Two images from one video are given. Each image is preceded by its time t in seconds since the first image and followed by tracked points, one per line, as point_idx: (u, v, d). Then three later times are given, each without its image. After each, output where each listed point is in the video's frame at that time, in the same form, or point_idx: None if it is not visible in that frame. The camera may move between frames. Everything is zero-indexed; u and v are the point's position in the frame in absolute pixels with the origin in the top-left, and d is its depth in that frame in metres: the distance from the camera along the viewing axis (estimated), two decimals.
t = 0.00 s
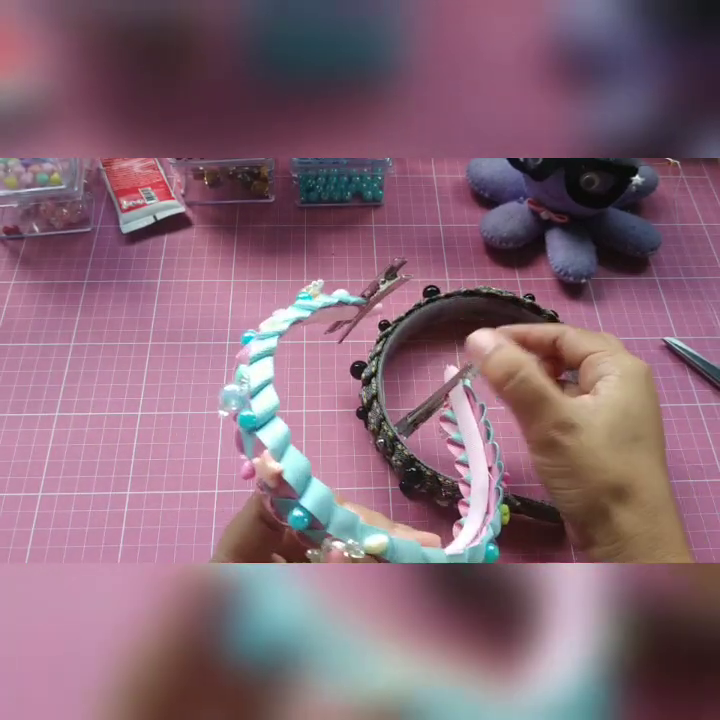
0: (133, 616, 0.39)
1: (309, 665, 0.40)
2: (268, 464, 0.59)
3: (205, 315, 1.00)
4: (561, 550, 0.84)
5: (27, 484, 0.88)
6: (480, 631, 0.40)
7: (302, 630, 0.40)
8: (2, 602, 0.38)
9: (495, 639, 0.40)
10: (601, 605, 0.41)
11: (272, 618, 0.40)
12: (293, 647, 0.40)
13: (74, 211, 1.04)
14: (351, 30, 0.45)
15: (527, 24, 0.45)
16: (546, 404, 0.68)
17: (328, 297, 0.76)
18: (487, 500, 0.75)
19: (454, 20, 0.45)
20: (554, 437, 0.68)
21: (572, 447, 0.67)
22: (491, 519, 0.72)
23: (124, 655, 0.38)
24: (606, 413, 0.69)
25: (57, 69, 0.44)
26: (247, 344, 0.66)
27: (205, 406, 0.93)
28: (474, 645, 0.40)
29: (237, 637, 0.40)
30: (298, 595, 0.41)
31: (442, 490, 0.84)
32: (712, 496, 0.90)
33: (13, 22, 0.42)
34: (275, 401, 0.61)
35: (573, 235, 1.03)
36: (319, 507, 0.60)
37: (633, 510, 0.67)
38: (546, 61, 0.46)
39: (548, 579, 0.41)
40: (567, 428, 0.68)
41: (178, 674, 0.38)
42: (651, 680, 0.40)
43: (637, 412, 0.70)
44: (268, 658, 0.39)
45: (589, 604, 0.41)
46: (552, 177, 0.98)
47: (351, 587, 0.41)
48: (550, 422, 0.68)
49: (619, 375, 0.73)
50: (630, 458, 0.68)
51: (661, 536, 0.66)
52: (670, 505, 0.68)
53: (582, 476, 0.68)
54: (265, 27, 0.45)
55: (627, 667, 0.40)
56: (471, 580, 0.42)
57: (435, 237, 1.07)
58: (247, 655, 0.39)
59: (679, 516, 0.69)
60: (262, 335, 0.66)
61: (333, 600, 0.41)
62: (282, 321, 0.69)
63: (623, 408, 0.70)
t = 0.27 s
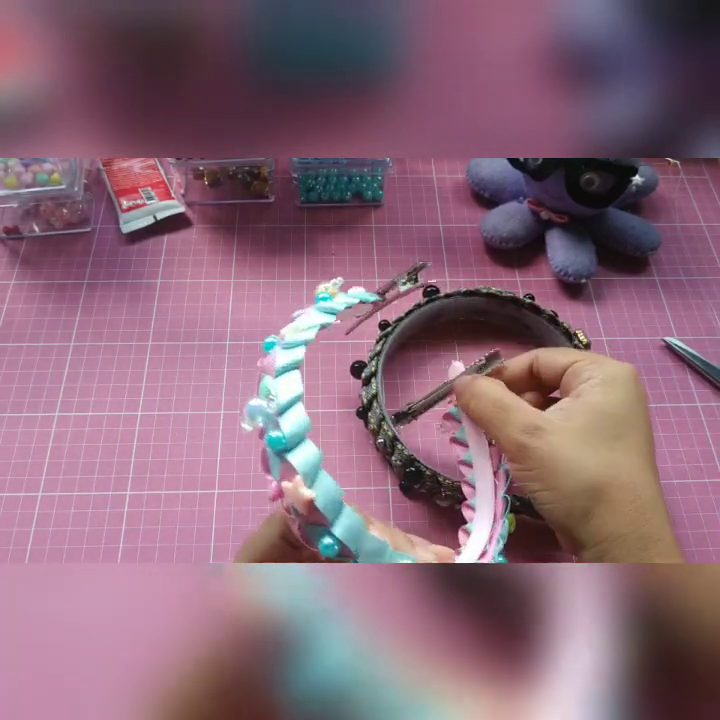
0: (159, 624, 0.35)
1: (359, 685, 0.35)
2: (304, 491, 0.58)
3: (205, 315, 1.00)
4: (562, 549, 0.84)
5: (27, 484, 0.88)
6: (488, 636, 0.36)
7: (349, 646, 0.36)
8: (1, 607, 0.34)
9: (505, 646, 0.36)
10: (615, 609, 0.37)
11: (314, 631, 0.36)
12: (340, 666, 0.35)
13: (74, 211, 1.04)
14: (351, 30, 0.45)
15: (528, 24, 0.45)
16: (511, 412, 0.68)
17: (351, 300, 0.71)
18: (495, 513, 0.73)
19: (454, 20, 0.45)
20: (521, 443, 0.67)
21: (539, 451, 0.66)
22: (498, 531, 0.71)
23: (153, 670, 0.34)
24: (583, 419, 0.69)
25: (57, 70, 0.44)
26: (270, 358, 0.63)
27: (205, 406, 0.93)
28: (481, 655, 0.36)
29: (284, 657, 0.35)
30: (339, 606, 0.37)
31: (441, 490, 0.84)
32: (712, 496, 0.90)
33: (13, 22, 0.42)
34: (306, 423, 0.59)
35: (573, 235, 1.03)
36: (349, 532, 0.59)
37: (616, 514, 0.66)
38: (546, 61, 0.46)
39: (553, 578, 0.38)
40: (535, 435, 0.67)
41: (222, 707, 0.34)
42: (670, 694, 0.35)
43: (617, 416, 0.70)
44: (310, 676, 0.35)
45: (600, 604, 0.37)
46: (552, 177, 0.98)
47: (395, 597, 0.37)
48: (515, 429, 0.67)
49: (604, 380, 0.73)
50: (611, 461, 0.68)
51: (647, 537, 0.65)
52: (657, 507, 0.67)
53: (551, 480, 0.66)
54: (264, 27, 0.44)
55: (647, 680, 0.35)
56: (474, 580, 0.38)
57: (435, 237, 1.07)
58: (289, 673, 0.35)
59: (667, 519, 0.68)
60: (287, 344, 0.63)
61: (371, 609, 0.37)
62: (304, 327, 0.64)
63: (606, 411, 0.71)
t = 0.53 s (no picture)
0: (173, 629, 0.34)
1: None
2: (345, 535, 0.59)
3: (205, 315, 1.00)
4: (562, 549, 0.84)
5: (27, 483, 0.88)
6: (489, 637, 0.36)
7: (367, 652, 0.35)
8: (3, 607, 0.33)
9: (507, 646, 0.35)
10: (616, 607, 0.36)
11: (331, 635, 0.35)
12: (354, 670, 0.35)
13: (74, 211, 1.04)
14: (350, 29, 0.45)
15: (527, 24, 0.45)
16: (519, 411, 0.67)
17: (371, 311, 0.71)
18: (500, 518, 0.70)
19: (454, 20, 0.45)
20: (527, 442, 0.66)
21: (546, 452, 0.65)
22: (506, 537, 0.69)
23: (169, 677, 0.33)
24: (591, 419, 0.69)
25: (56, 70, 0.44)
26: (302, 381, 0.62)
27: (205, 406, 0.93)
28: (481, 657, 0.35)
29: (302, 659, 0.35)
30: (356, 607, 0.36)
31: (441, 490, 0.84)
32: (712, 496, 0.90)
33: (13, 22, 0.42)
34: (346, 463, 0.59)
35: (573, 235, 1.03)
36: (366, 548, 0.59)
37: (618, 516, 0.66)
38: (547, 61, 0.46)
39: (553, 577, 0.37)
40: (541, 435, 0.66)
41: None
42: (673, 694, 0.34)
43: (624, 417, 0.70)
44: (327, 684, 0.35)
45: (602, 601, 0.36)
46: (552, 177, 0.98)
47: (405, 595, 0.37)
48: (522, 429, 0.66)
49: (612, 380, 0.73)
50: (616, 463, 0.67)
51: (647, 538, 0.66)
52: (659, 510, 0.68)
53: (556, 481, 0.65)
54: (264, 27, 0.44)
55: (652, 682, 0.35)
56: (474, 580, 0.37)
57: (435, 237, 1.07)
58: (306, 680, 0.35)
59: (669, 522, 0.68)
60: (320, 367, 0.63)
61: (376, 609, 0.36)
62: (332, 345, 0.64)
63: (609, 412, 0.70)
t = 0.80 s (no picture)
0: (174, 629, 0.34)
1: None
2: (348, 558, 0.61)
3: (205, 315, 1.00)
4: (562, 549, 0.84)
5: (26, 483, 0.88)
6: (496, 634, 0.36)
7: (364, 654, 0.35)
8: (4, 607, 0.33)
9: (513, 642, 0.36)
10: (623, 607, 0.36)
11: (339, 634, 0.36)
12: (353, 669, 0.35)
13: (74, 211, 1.04)
14: (350, 29, 0.45)
15: (527, 24, 0.45)
16: (536, 404, 0.66)
17: (358, 343, 0.70)
18: (523, 534, 0.70)
19: (454, 21, 0.45)
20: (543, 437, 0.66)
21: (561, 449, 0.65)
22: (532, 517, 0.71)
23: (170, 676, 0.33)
24: (605, 418, 0.69)
25: (56, 71, 0.44)
26: (300, 451, 0.59)
27: (205, 406, 0.93)
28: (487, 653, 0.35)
29: (306, 655, 0.35)
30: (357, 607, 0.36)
31: (441, 490, 0.84)
32: (712, 496, 0.90)
33: (14, 21, 0.42)
34: (360, 542, 0.57)
35: (573, 235, 1.03)
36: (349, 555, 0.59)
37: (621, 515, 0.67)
38: (547, 62, 0.46)
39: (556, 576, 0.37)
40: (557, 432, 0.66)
41: None
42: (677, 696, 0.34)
43: (635, 418, 0.70)
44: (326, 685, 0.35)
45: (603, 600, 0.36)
46: (552, 177, 0.98)
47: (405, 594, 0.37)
48: (538, 424, 0.66)
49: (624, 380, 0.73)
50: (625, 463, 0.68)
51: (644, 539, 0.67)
52: (658, 510, 0.69)
53: (568, 478, 0.66)
54: (264, 28, 0.44)
55: (657, 684, 0.35)
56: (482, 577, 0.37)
57: (435, 237, 1.07)
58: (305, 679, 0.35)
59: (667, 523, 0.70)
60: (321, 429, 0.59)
61: (380, 605, 0.36)
62: (324, 404, 0.60)
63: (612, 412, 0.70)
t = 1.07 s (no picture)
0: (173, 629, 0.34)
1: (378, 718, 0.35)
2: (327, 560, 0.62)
3: (205, 315, 1.00)
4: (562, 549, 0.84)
5: (26, 483, 0.88)
6: (499, 633, 0.36)
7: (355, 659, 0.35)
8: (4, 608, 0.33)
9: (512, 642, 0.36)
10: (620, 607, 0.36)
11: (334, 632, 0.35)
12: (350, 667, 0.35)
13: (74, 211, 1.04)
14: (350, 29, 0.45)
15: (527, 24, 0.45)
16: (512, 413, 0.66)
17: (341, 355, 0.68)
18: (519, 534, 0.70)
19: (454, 21, 0.45)
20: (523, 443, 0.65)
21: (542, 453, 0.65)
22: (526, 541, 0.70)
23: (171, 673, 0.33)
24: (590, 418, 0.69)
25: (56, 71, 0.44)
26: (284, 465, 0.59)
27: (205, 406, 0.93)
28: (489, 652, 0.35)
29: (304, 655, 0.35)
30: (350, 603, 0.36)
31: (441, 490, 0.84)
32: (712, 496, 0.90)
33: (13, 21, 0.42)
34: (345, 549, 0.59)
35: (573, 235, 1.03)
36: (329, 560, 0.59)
37: (615, 515, 0.67)
38: (547, 62, 0.46)
39: (553, 576, 0.37)
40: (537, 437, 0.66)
41: None
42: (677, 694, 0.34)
43: (623, 415, 0.70)
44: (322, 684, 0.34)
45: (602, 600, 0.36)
46: (552, 177, 0.98)
47: (405, 594, 0.36)
48: (516, 431, 0.66)
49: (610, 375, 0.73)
50: (614, 463, 0.68)
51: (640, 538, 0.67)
52: (648, 510, 0.69)
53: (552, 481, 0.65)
54: (264, 28, 0.44)
55: (652, 684, 0.34)
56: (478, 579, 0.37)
57: (435, 238, 1.07)
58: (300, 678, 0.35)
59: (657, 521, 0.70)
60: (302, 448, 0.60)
61: (372, 608, 0.36)
62: (308, 420, 0.61)
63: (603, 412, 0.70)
